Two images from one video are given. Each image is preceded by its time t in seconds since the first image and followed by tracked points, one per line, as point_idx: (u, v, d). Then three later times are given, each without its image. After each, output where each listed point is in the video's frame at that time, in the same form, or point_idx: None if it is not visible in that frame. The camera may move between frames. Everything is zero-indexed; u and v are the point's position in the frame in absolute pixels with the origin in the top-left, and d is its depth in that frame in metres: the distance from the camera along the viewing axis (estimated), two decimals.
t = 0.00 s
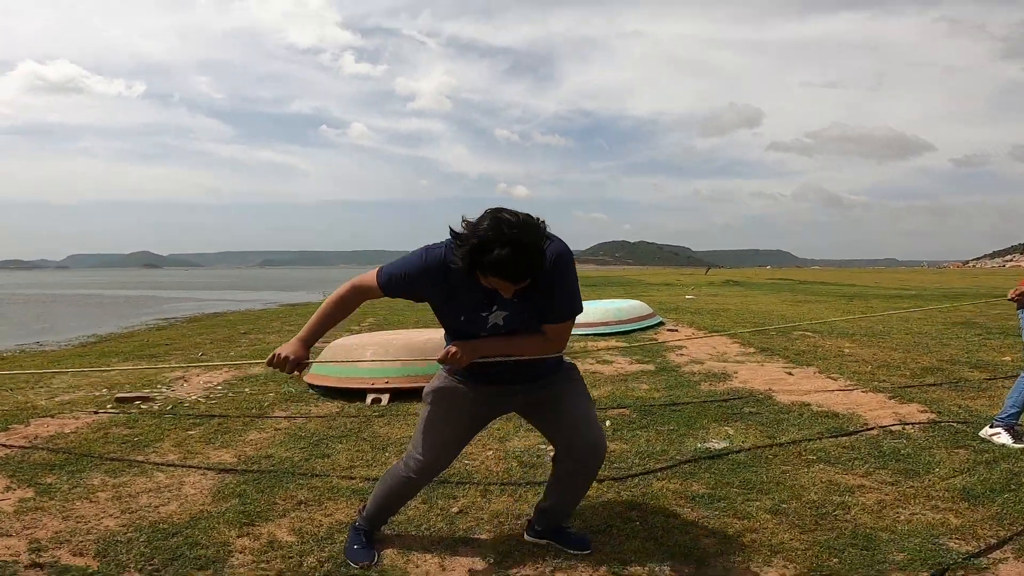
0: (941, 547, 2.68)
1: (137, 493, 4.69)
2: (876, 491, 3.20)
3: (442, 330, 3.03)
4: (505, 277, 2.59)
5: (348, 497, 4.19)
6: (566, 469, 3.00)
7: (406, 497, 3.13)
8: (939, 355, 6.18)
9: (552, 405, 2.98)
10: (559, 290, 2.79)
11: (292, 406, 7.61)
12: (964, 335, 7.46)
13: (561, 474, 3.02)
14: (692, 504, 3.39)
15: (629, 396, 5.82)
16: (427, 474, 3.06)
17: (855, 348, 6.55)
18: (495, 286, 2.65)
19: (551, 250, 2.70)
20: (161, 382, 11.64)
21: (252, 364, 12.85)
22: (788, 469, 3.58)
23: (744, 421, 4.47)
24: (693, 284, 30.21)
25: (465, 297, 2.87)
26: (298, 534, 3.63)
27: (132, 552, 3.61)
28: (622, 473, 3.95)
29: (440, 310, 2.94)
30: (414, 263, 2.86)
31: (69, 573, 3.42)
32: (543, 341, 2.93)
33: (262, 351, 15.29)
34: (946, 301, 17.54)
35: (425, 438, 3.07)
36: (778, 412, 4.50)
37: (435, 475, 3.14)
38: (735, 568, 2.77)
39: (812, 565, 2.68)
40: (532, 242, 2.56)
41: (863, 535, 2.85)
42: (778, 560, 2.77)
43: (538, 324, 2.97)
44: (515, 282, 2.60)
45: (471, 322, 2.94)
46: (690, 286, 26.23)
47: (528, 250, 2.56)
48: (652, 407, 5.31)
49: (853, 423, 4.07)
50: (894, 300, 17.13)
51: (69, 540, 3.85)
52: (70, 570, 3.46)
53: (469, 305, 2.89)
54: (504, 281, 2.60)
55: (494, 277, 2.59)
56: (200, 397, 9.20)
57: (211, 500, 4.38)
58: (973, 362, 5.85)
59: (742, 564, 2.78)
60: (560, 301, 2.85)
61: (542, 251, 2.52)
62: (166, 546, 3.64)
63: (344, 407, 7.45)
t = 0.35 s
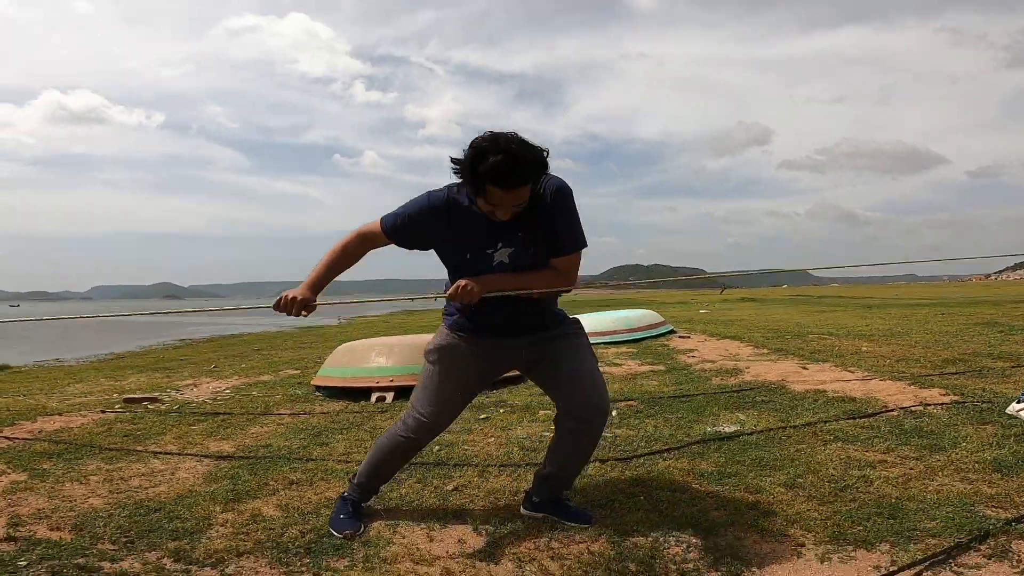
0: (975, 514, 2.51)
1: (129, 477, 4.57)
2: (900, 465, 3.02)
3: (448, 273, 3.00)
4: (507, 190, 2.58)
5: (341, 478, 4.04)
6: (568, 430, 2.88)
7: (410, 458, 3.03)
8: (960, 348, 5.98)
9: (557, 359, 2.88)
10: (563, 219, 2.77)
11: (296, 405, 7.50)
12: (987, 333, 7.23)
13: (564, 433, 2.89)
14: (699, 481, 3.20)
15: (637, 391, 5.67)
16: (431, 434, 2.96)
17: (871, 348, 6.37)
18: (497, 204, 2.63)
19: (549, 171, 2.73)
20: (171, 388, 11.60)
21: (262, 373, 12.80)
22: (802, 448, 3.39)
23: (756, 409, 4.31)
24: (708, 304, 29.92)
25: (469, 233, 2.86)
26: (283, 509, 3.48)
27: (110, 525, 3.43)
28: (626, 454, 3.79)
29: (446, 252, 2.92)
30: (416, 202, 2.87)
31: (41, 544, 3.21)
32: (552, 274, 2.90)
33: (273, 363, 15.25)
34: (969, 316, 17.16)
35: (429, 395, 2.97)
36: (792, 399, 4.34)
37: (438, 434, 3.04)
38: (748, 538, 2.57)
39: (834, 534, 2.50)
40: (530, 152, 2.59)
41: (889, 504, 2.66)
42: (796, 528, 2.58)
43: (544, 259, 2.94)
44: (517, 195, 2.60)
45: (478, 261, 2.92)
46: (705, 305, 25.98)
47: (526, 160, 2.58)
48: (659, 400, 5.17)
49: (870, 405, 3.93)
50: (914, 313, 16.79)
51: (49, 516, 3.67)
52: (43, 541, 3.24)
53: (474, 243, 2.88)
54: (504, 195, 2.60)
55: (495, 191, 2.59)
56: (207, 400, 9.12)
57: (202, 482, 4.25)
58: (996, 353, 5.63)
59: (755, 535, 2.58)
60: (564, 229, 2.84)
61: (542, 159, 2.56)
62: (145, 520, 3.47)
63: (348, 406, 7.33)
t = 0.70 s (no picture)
0: (996, 502, 2.73)
1: (151, 479, 4.63)
2: (920, 461, 3.26)
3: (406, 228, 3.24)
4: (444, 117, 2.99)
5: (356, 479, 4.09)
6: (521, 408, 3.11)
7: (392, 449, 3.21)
8: (975, 354, 6.01)
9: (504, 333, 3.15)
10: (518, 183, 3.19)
11: (312, 416, 7.56)
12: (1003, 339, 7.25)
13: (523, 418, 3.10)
14: (714, 478, 3.30)
15: (651, 400, 5.72)
16: (400, 417, 3.18)
17: (886, 359, 6.40)
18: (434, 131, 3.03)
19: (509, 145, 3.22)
20: (189, 404, 11.70)
21: (279, 390, 12.89)
22: (821, 447, 3.61)
23: (770, 415, 4.37)
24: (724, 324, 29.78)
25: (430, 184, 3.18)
26: (299, 506, 3.52)
27: (131, 522, 3.48)
28: (639, 455, 3.85)
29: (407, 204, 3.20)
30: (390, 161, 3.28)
31: (62, 540, 3.24)
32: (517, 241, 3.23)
33: (290, 381, 15.35)
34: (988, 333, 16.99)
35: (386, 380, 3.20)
36: (808, 403, 4.61)
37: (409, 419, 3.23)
38: (768, 528, 2.72)
39: (853, 524, 2.69)
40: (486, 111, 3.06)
41: (909, 495, 2.90)
42: (814, 519, 2.77)
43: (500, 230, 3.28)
44: (451, 123, 3.00)
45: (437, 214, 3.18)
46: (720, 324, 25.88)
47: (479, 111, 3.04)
48: (673, 407, 5.21)
49: (892, 407, 4.24)
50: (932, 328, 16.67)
51: (73, 515, 3.72)
52: (65, 537, 3.28)
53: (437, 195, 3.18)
54: (442, 120, 3.00)
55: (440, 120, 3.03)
56: (224, 413, 9.19)
57: (221, 484, 4.30)
58: (1011, 357, 5.66)
59: (776, 526, 2.74)
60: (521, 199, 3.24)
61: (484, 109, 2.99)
62: (165, 517, 3.52)
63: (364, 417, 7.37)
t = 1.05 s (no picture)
0: None
1: (175, 488, 4.69)
2: (945, 469, 3.25)
3: (384, 215, 3.39)
4: (425, 110, 3.25)
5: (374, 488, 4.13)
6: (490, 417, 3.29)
7: (394, 446, 3.32)
8: (1000, 364, 5.93)
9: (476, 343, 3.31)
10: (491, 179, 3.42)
11: (330, 427, 7.61)
12: None
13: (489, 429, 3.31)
14: (734, 488, 3.29)
15: (669, 411, 5.69)
16: (392, 415, 3.29)
17: (908, 370, 6.33)
18: (414, 124, 3.27)
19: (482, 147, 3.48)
20: (209, 414, 11.81)
21: (297, 401, 12.97)
22: (843, 456, 3.59)
23: (789, 426, 4.34)
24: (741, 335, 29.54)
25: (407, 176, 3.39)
26: (319, 515, 3.56)
27: (156, 530, 3.53)
28: (657, 465, 3.84)
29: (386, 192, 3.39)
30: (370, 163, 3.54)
31: (89, 547, 3.30)
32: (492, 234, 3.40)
33: (307, 392, 15.44)
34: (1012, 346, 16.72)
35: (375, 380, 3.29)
36: (829, 414, 4.57)
37: (401, 420, 3.32)
38: (789, 537, 2.71)
39: (877, 532, 2.68)
40: (459, 106, 3.34)
41: (934, 504, 2.89)
42: (836, 528, 2.77)
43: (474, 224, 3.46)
44: (432, 118, 3.26)
45: (413, 201, 3.34)
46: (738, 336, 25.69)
47: (452, 106, 3.32)
48: (691, 418, 5.20)
49: (916, 417, 4.19)
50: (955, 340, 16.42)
51: (99, 522, 3.79)
52: (91, 544, 3.34)
53: (413, 184, 3.37)
54: (422, 113, 3.25)
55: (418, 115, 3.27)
56: (243, 424, 9.28)
57: (243, 492, 4.35)
58: None
59: (797, 534, 2.74)
60: (494, 196, 3.45)
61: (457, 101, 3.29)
62: (188, 524, 3.57)
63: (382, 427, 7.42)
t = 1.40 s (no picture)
0: None
1: (193, 496, 4.72)
2: (970, 479, 3.19)
3: (398, 231, 3.45)
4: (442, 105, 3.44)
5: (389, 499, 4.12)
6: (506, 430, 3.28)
7: (416, 454, 3.31)
8: None
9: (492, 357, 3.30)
10: (501, 187, 3.43)
11: (346, 437, 7.62)
12: None
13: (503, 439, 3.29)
14: (752, 498, 3.25)
15: (685, 422, 5.63)
16: (416, 423, 3.31)
17: (931, 380, 6.23)
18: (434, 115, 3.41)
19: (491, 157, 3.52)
20: (227, 424, 11.88)
21: (313, 412, 13.02)
22: (864, 467, 3.54)
23: (807, 437, 4.29)
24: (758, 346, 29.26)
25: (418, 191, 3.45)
26: (335, 524, 3.57)
27: (175, 537, 3.55)
28: (673, 476, 3.80)
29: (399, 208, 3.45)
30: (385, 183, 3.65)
31: (109, 553, 3.32)
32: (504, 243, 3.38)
33: (323, 403, 15.50)
34: None
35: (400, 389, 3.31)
36: (849, 424, 4.51)
37: (422, 432, 3.32)
38: (809, 547, 2.67)
39: (900, 542, 2.64)
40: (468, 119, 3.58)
41: (958, 513, 2.84)
42: (858, 537, 2.73)
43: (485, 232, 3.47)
44: (450, 111, 3.43)
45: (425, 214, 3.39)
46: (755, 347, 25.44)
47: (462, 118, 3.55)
48: (707, 428, 5.15)
49: (939, 428, 4.11)
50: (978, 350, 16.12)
51: (118, 529, 3.82)
52: (111, 551, 3.36)
53: (424, 199, 3.42)
54: (441, 106, 3.43)
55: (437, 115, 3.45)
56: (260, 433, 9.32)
57: (260, 501, 4.36)
58: None
59: (818, 544, 2.70)
60: (505, 204, 3.44)
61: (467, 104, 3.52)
62: (207, 532, 3.59)
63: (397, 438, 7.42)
